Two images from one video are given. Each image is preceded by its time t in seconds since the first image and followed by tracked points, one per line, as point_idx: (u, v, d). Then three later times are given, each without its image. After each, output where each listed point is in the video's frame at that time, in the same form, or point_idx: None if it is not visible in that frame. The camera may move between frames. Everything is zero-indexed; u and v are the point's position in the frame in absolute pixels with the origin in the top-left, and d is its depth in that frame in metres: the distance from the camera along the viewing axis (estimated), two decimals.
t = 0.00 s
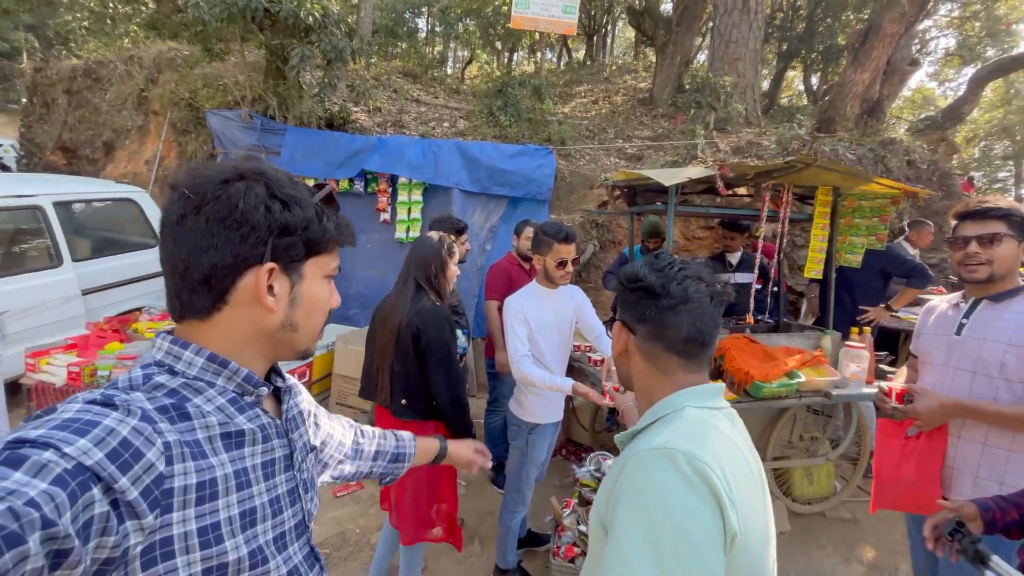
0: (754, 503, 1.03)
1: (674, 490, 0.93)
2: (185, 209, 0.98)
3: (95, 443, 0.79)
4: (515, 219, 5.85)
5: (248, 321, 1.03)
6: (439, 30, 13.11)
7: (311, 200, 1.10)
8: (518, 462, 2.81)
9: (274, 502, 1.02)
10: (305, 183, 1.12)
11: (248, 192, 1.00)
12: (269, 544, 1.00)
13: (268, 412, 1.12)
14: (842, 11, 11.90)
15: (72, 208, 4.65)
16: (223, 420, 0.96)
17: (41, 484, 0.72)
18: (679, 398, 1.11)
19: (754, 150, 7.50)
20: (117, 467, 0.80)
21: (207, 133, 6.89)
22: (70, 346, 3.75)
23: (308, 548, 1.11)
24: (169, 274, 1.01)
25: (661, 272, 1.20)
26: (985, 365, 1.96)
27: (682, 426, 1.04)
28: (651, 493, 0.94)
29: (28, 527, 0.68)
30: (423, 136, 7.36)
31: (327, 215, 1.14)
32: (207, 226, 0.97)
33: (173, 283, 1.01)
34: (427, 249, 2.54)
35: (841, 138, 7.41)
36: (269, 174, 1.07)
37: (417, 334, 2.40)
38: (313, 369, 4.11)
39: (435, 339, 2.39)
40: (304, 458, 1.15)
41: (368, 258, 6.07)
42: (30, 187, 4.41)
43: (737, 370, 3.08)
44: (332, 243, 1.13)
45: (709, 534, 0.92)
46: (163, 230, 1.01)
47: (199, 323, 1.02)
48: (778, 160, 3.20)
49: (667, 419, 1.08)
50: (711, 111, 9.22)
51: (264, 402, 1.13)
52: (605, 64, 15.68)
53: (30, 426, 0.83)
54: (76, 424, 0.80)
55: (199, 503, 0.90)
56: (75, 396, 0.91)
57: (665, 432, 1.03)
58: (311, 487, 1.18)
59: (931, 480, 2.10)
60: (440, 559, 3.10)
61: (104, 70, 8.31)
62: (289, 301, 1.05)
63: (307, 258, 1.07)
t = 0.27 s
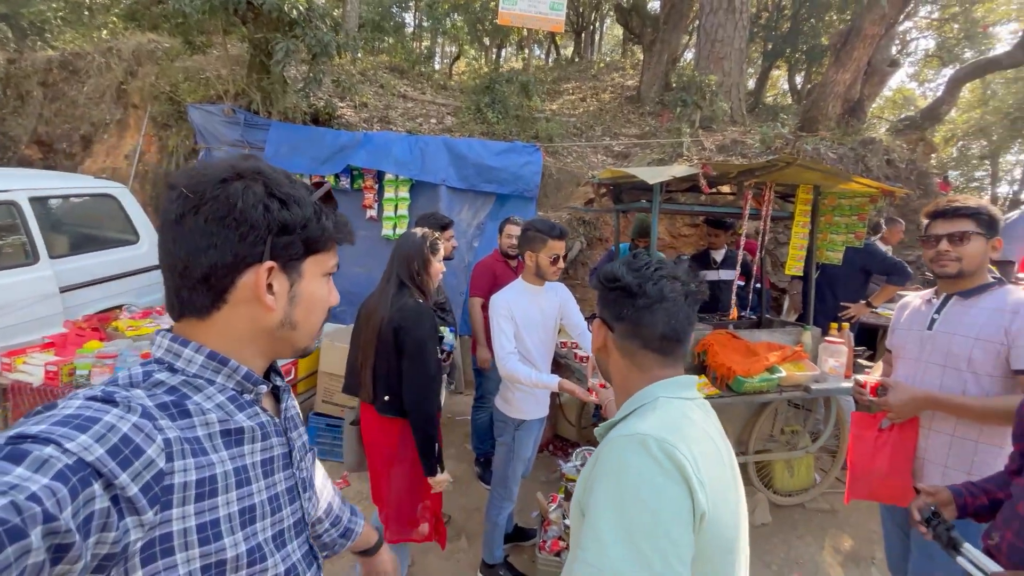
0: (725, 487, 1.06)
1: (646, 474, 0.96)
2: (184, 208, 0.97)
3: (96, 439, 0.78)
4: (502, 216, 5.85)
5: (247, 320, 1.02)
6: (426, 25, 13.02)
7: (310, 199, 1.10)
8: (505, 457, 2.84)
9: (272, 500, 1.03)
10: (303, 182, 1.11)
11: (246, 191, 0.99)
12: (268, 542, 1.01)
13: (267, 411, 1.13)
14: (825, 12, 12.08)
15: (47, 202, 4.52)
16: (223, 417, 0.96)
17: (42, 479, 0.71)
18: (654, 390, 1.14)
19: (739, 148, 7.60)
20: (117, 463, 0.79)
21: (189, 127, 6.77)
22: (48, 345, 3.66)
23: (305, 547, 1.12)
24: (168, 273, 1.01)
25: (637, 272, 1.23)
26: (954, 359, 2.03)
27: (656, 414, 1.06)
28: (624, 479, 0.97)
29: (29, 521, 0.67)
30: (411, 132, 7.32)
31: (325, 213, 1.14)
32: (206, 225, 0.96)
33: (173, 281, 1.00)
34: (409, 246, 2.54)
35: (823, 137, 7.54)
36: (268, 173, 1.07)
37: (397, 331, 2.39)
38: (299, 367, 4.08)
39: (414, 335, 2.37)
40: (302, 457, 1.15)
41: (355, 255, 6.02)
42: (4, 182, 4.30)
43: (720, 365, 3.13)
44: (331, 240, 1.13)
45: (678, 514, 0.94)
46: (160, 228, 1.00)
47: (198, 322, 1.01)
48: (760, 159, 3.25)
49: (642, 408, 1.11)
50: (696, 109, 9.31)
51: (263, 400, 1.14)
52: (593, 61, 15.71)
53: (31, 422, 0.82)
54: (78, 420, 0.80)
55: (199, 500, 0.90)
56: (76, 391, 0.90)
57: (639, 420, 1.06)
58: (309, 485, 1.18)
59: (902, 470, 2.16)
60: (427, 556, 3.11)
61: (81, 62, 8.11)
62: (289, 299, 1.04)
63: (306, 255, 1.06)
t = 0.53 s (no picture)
0: (706, 482, 1.08)
1: (629, 470, 0.97)
2: (164, 216, 0.96)
3: (92, 443, 0.76)
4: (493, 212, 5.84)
5: (237, 324, 1.01)
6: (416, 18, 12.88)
7: (292, 197, 1.08)
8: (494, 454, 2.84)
9: (270, 504, 1.02)
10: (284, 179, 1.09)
11: (223, 194, 0.97)
12: (265, 547, 0.99)
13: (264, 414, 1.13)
14: (814, 9, 12.14)
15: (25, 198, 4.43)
16: (220, 421, 0.96)
17: (39, 483, 0.70)
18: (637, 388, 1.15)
19: (728, 144, 7.65)
20: (114, 467, 0.77)
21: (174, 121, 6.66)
22: (29, 343, 3.59)
23: (303, 552, 1.11)
24: (155, 283, 1.00)
25: (622, 273, 1.24)
26: (933, 355, 2.07)
27: (639, 411, 1.08)
28: (607, 474, 0.98)
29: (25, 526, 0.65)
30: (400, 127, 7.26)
31: (310, 210, 1.12)
32: (187, 232, 0.95)
33: (161, 290, 1.00)
34: (394, 244, 2.53)
35: (811, 134, 7.61)
36: (249, 173, 1.05)
37: (383, 330, 2.39)
38: (287, 365, 4.05)
39: (400, 334, 2.36)
40: (299, 461, 1.15)
41: (344, 251, 5.98)
42: None
43: (708, 361, 3.17)
44: (318, 237, 1.11)
45: (661, 510, 0.96)
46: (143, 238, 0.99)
47: (190, 329, 1.01)
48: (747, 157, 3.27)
49: (626, 406, 1.12)
50: (686, 105, 9.35)
51: (260, 404, 1.14)
52: (584, 56, 15.66)
53: (28, 426, 0.81)
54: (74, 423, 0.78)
55: (197, 504, 0.88)
56: (73, 396, 0.89)
57: (623, 417, 1.07)
58: (306, 490, 1.18)
59: (882, 463, 2.21)
60: (417, 553, 3.11)
61: (61, 53, 7.92)
62: (279, 300, 1.03)
63: (293, 255, 1.05)
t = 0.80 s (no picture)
0: (698, 486, 1.08)
1: (618, 475, 0.98)
2: (152, 220, 0.96)
3: (82, 453, 0.76)
4: (489, 211, 5.84)
5: (226, 330, 1.01)
6: (412, 16, 12.83)
7: (282, 201, 1.08)
8: (490, 453, 2.84)
9: (264, 509, 1.02)
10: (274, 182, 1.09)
11: (212, 197, 0.97)
12: (261, 552, 1.00)
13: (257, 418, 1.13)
14: (810, 7, 12.16)
15: (18, 196, 4.39)
16: (212, 427, 0.96)
17: (28, 494, 0.69)
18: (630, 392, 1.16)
19: (724, 143, 7.67)
20: (104, 477, 0.77)
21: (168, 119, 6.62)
22: (22, 343, 3.56)
23: (298, 555, 1.12)
24: (143, 287, 1.00)
25: (621, 274, 1.25)
26: (924, 354, 2.08)
27: (631, 417, 1.08)
28: (593, 477, 0.99)
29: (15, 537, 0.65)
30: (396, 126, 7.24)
31: (300, 214, 1.12)
32: (175, 235, 0.95)
33: (150, 295, 1.00)
34: (390, 244, 2.52)
35: (806, 133, 7.63)
36: (238, 176, 1.04)
37: (379, 331, 2.39)
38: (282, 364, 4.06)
39: (397, 335, 2.36)
40: (293, 463, 1.16)
41: (340, 250, 5.96)
42: None
43: (702, 360, 3.18)
44: (309, 242, 1.11)
45: (649, 515, 0.96)
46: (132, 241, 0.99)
47: (178, 333, 1.01)
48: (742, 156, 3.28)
49: (619, 410, 1.12)
50: (682, 104, 9.36)
51: (253, 408, 1.14)
52: (581, 54, 15.64)
53: (15, 436, 0.80)
54: (63, 433, 0.78)
55: (190, 511, 0.89)
56: (61, 403, 0.88)
57: (615, 422, 1.07)
58: (300, 493, 1.19)
59: (872, 461, 2.23)
60: (413, 552, 3.12)
61: (54, 50, 7.86)
62: (269, 305, 1.03)
63: (284, 260, 1.05)
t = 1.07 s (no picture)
0: (699, 496, 1.09)
1: (617, 489, 0.98)
2: (143, 213, 0.96)
3: (75, 451, 0.76)
4: (486, 210, 5.85)
5: (215, 327, 1.01)
6: (410, 14, 12.80)
7: (274, 198, 1.08)
8: (492, 450, 2.85)
9: (260, 506, 1.03)
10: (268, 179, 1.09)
11: (202, 193, 0.97)
12: (257, 548, 1.01)
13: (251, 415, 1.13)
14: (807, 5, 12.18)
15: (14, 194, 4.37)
16: (206, 425, 0.96)
17: (20, 493, 0.69)
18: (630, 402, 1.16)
19: (721, 141, 7.68)
20: (98, 474, 0.77)
21: (164, 118, 6.61)
22: (19, 343, 3.54)
23: (293, 552, 1.12)
24: (134, 282, 1.00)
25: (619, 268, 1.28)
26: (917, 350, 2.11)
27: (632, 429, 1.08)
28: (592, 493, 0.99)
29: (8, 536, 0.65)
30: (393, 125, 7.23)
31: (293, 211, 1.12)
32: (164, 230, 0.95)
33: (139, 290, 1.00)
34: (386, 244, 2.52)
35: (803, 131, 7.65)
36: (230, 172, 1.05)
37: (377, 329, 2.39)
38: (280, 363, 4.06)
39: (396, 335, 2.37)
40: (288, 460, 1.16)
41: (337, 249, 5.96)
42: None
43: (698, 357, 3.20)
44: (301, 240, 1.12)
45: (648, 528, 0.97)
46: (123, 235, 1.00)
47: (168, 329, 1.01)
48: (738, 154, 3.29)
49: (618, 421, 1.13)
50: (680, 102, 9.37)
51: (247, 406, 1.14)
52: (579, 52, 15.63)
53: (6, 434, 0.80)
54: (54, 431, 0.78)
55: (185, 508, 0.89)
56: (51, 403, 0.89)
57: (615, 434, 1.08)
58: (296, 489, 1.20)
59: (868, 459, 2.24)
60: (411, 550, 3.12)
61: (50, 49, 7.83)
62: (259, 303, 1.04)
63: (274, 257, 1.06)
